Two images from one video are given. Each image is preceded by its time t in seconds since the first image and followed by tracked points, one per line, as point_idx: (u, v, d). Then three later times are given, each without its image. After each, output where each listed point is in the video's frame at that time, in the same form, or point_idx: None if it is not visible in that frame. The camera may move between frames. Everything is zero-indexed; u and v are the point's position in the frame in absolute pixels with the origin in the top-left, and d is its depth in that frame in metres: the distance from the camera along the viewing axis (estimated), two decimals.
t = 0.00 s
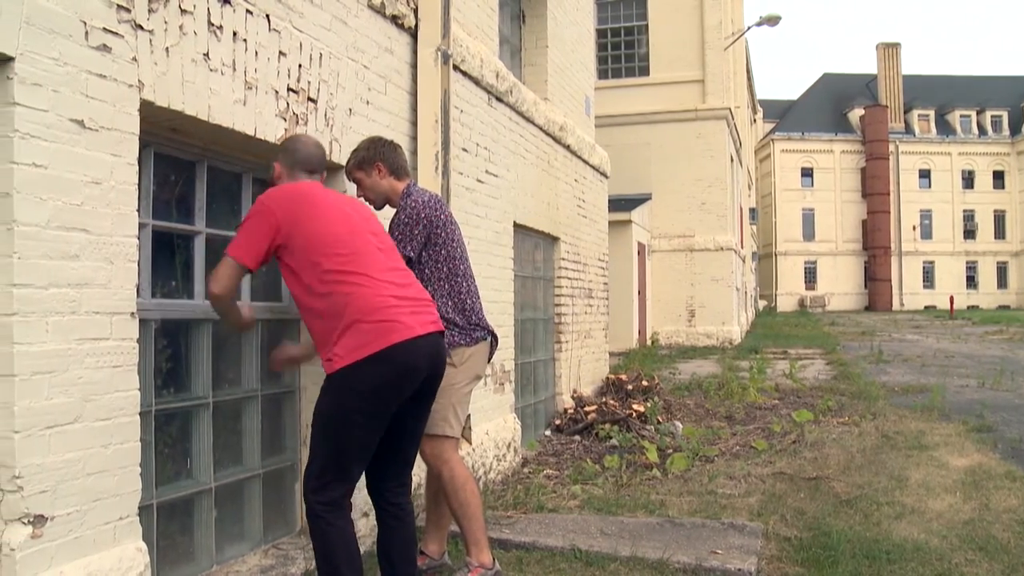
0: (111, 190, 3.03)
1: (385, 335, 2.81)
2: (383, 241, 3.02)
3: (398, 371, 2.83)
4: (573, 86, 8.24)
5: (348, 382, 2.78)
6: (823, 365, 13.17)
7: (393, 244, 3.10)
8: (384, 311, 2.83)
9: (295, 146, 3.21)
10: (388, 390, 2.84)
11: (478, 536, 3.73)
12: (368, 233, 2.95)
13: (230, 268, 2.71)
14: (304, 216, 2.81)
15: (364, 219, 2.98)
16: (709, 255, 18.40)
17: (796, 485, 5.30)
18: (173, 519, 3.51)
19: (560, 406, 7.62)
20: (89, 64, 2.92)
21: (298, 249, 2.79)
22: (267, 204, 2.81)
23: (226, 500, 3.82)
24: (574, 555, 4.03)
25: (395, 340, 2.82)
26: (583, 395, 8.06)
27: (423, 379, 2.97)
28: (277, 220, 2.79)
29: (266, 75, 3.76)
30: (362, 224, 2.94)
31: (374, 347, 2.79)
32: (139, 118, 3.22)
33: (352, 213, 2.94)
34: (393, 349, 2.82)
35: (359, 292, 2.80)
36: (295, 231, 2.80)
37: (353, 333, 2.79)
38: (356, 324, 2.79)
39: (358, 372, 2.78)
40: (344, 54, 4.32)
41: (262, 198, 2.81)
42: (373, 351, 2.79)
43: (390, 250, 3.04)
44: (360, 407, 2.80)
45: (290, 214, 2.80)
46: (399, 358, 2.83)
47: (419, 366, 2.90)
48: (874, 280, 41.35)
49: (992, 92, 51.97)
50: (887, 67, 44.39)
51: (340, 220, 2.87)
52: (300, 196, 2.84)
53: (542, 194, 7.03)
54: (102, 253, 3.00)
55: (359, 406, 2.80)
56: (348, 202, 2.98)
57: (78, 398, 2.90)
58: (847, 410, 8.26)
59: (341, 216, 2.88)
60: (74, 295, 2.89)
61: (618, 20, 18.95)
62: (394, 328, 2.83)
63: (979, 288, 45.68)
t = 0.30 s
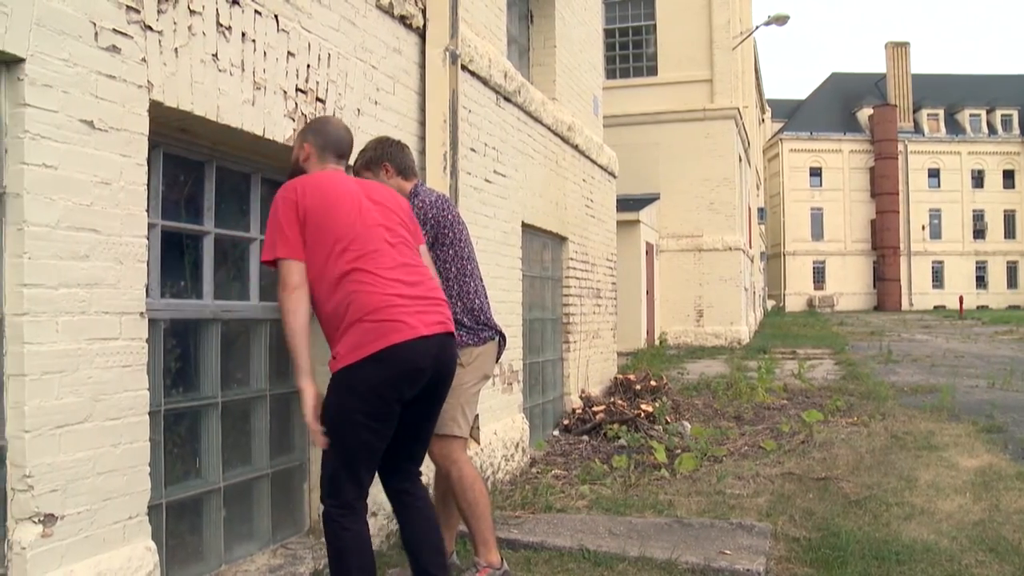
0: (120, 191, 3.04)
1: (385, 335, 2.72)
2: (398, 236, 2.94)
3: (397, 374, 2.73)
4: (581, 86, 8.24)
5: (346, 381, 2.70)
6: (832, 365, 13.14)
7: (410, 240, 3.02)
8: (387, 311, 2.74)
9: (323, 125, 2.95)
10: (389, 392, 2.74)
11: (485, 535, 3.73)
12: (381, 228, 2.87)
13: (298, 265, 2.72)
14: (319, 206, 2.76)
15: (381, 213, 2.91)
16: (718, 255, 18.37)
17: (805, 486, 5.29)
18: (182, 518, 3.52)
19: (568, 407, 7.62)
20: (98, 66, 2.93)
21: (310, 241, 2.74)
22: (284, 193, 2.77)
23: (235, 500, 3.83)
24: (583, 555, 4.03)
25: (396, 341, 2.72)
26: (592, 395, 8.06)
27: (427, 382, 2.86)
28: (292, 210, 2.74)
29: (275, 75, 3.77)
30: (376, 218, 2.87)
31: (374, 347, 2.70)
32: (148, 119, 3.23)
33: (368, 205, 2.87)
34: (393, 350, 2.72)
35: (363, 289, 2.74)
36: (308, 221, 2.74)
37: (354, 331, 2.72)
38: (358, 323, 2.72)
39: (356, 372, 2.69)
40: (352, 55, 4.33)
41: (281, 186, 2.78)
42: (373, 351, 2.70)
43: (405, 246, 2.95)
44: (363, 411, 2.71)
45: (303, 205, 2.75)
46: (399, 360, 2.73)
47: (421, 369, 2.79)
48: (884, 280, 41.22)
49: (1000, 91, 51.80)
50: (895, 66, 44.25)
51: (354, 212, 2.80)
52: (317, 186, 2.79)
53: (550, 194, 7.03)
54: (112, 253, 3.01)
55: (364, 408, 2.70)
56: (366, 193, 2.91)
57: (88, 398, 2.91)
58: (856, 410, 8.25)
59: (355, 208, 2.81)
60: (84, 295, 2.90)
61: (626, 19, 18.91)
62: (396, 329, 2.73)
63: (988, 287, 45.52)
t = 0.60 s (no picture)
0: (133, 191, 3.05)
1: (436, 340, 2.70)
2: (457, 240, 2.93)
3: (443, 383, 2.70)
4: (592, 86, 8.24)
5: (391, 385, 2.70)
6: (843, 365, 13.09)
7: (468, 245, 3.01)
8: (438, 316, 2.73)
9: (384, 103, 2.99)
10: (433, 401, 2.71)
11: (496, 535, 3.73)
12: (441, 229, 2.87)
13: (363, 240, 2.69)
14: (383, 198, 2.76)
15: (442, 213, 2.91)
16: (733, 255, 18.33)
17: (816, 486, 5.27)
18: (195, 516, 3.53)
19: (579, 407, 7.62)
20: (111, 66, 2.95)
21: (373, 232, 2.75)
22: (349, 178, 2.77)
23: (247, 499, 3.84)
24: (593, 555, 4.03)
25: (445, 349, 2.70)
26: (602, 395, 8.05)
27: (475, 395, 2.81)
28: (357, 197, 2.74)
29: (287, 76, 3.78)
30: (437, 219, 2.87)
31: (422, 352, 2.69)
32: (160, 119, 3.24)
33: (430, 205, 2.87)
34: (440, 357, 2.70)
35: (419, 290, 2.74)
36: (371, 212, 2.75)
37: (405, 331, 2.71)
38: (408, 325, 2.71)
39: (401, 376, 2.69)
40: (364, 55, 4.33)
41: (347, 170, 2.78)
42: (419, 356, 2.68)
43: (462, 251, 2.94)
44: (408, 418, 2.71)
45: (369, 194, 2.75)
46: (445, 370, 2.70)
47: (469, 381, 2.75)
48: (895, 280, 41.04)
49: (1012, 90, 51.50)
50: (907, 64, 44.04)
51: (416, 210, 2.81)
52: (382, 176, 2.79)
53: (562, 194, 7.02)
54: (125, 253, 3.02)
55: (406, 414, 2.70)
56: (431, 191, 2.91)
57: (101, 397, 2.92)
58: (868, 410, 8.21)
59: (417, 207, 2.81)
60: (97, 295, 2.91)
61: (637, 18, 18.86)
62: (446, 337, 2.71)
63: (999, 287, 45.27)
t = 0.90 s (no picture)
0: (146, 191, 3.06)
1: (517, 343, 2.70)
2: (543, 241, 2.92)
3: (506, 390, 2.68)
4: (604, 85, 8.23)
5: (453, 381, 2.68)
6: (855, 365, 13.03)
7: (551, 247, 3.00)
8: (515, 318, 2.72)
9: (474, 79, 2.99)
10: (496, 407, 2.68)
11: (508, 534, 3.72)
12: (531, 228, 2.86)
13: (464, 227, 2.66)
14: (489, 184, 2.73)
15: (536, 211, 2.89)
16: (742, 255, 18.28)
17: (829, 486, 5.26)
18: (207, 515, 3.54)
19: (591, 406, 7.61)
20: (124, 67, 2.96)
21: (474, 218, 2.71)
22: (459, 154, 2.71)
23: (259, 498, 3.85)
24: (605, 555, 4.03)
25: (517, 354, 2.68)
26: (614, 395, 8.05)
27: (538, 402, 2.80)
28: (464, 176, 2.69)
29: (298, 76, 3.78)
30: (530, 217, 2.85)
31: (494, 352, 2.67)
32: (173, 120, 3.25)
33: (527, 201, 2.85)
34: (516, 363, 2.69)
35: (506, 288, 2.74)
36: (474, 195, 2.71)
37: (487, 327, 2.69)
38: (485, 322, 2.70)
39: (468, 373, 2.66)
40: (375, 55, 4.34)
41: (459, 145, 2.72)
42: (490, 355, 2.67)
43: (544, 253, 2.94)
44: (467, 421, 2.66)
45: (476, 177, 2.71)
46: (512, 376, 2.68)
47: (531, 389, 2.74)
48: (906, 280, 40.86)
49: None
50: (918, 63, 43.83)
51: (512, 204, 2.79)
52: (492, 161, 2.75)
53: (573, 194, 7.02)
54: (137, 253, 3.03)
55: (468, 417, 2.66)
56: (528, 186, 2.89)
57: (114, 396, 2.93)
58: (880, 410, 8.18)
59: (515, 201, 2.79)
60: (109, 295, 2.92)
61: (648, 18, 18.84)
62: (518, 342, 2.70)
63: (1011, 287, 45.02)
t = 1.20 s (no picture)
0: (159, 191, 3.07)
1: (568, 332, 2.70)
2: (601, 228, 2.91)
3: (553, 380, 2.68)
4: (615, 85, 8.21)
5: (503, 365, 2.67)
6: (868, 365, 12.96)
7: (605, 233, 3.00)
8: (572, 307, 2.72)
9: (537, 48, 2.90)
10: (539, 398, 2.67)
11: (519, 533, 3.72)
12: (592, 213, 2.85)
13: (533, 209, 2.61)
14: (561, 165, 2.69)
15: (598, 196, 2.88)
16: (753, 254, 18.24)
17: (841, 486, 5.24)
18: (220, 514, 3.56)
19: (603, 406, 7.61)
20: (137, 68, 2.97)
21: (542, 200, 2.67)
22: (538, 133, 2.66)
23: (272, 497, 3.86)
24: (617, 554, 4.02)
25: (571, 345, 2.69)
26: (626, 394, 8.04)
27: (582, 394, 2.80)
28: (541, 153, 2.64)
29: (311, 76, 3.79)
30: (591, 202, 2.84)
31: (551, 339, 2.67)
32: (186, 120, 3.26)
33: (591, 185, 2.84)
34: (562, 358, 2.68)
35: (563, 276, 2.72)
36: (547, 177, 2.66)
37: (541, 312, 2.68)
38: (543, 307, 2.69)
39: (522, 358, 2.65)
40: (387, 55, 4.34)
41: (538, 124, 2.67)
42: (543, 343, 2.66)
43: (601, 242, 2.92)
44: (512, 411, 2.65)
45: (551, 156, 2.67)
46: (561, 366, 2.68)
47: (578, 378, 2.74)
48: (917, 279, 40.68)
49: None
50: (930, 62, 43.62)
51: (579, 188, 2.77)
52: (565, 141, 2.71)
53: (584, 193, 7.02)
54: (150, 253, 3.04)
55: (509, 408, 2.65)
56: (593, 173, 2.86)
57: (127, 396, 2.94)
58: (893, 410, 8.15)
59: (582, 185, 2.77)
60: (123, 295, 2.93)
61: (660, 18, 18.81)
62: (572, 330, 2.71)
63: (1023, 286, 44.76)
